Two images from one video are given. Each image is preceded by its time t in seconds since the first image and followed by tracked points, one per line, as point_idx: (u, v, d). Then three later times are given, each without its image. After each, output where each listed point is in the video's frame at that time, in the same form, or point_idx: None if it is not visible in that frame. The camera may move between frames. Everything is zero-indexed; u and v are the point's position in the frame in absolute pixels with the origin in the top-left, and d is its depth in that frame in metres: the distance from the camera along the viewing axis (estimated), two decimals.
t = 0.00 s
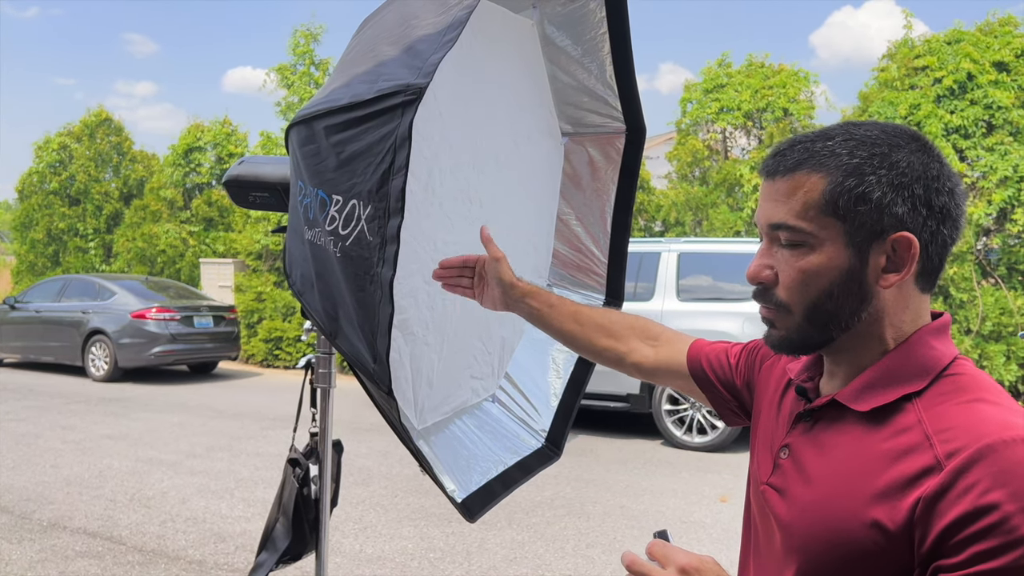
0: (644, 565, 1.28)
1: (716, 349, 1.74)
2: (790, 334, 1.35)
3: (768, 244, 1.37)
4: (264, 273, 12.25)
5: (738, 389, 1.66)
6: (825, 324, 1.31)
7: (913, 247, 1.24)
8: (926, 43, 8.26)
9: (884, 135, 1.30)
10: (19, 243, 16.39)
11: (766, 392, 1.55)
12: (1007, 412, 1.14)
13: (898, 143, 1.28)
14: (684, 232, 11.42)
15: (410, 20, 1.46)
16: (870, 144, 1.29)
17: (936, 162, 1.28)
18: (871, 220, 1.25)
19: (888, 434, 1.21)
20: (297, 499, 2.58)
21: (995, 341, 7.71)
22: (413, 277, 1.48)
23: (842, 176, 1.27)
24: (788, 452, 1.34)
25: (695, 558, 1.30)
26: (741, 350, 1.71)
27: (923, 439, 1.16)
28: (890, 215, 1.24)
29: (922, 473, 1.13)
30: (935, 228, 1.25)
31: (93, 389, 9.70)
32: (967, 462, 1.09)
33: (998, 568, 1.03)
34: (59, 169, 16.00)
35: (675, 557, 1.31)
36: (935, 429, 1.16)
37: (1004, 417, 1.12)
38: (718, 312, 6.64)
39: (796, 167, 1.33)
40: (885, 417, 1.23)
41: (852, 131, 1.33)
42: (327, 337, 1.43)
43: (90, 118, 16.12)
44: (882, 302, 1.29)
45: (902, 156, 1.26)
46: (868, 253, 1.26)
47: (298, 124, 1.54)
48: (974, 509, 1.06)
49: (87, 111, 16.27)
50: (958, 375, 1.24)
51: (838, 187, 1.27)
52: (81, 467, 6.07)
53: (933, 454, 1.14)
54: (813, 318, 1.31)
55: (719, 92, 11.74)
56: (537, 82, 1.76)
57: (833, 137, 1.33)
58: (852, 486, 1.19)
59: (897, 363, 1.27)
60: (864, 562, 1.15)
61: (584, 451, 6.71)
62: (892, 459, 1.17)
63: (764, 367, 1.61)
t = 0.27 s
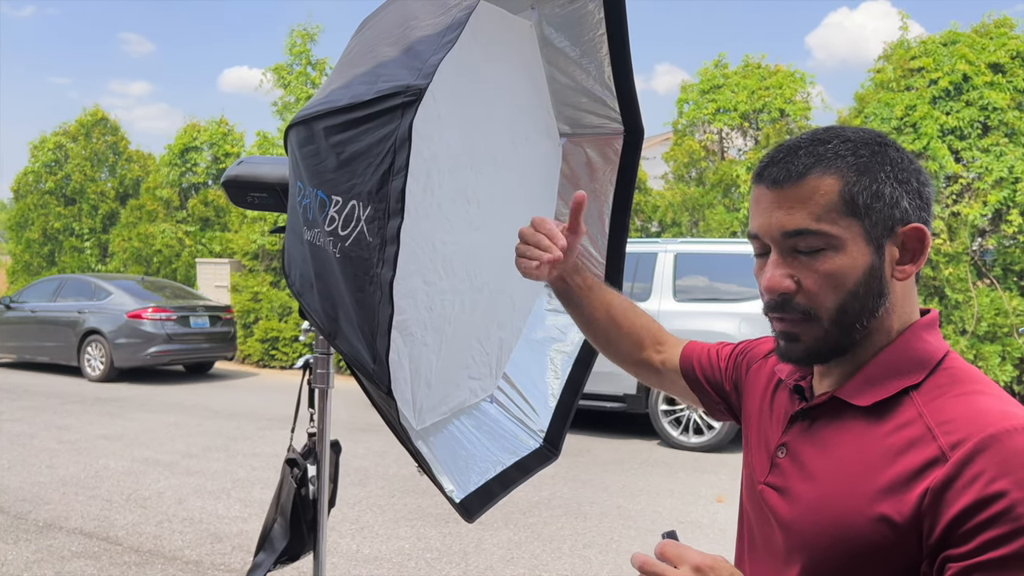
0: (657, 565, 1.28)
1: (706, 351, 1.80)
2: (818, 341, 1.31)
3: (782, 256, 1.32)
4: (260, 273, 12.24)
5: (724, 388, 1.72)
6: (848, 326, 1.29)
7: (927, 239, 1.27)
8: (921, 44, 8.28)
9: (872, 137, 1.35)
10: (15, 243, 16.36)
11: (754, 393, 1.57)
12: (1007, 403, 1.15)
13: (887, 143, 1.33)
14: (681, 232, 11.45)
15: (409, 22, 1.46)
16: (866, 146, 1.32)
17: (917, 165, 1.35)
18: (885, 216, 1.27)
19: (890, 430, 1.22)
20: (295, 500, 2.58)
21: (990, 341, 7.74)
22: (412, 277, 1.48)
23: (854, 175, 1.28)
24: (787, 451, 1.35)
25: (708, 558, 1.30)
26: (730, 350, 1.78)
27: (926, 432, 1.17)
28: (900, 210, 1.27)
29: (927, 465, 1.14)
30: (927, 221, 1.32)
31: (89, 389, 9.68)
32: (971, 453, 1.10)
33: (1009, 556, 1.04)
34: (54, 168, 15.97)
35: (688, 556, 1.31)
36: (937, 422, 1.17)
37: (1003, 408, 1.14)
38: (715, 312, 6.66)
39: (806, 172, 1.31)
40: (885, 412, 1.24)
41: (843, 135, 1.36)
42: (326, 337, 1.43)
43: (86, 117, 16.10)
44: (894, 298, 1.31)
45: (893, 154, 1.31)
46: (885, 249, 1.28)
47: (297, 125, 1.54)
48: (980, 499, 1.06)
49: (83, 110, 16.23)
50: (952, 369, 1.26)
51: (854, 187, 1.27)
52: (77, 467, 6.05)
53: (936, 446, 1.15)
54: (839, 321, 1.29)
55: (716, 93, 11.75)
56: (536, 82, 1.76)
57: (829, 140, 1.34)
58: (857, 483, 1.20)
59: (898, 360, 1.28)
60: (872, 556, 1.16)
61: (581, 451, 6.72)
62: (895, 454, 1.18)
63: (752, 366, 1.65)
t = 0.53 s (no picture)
0: None
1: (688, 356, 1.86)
2: (823, 332, 1.31)
3: (792, 242, 1.33)
4: (256, 273, 12.22)
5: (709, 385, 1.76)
6: (853, 318, 1.30)
7: (928, 239, 1.32)
8: (916, 45, 8.31)
9: (876, 139, 1.40)
10: (10, 242, 16.33)
11: (743, 393, 1.61)
12: (1010, 404, 1.17)
13: (891, 147, 1.39)
14: (677, 232, 11.47)
15: (406, 22, 1.46)
16: (873, 145, 1.36)
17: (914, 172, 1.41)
18: (892, 212, 1.31)
19: (896, 431, 1.23)
20: (292, 499, 2.58)
21: (985, 341, 7.77)
22: (409, 277, 1.48)
23: (866, 169, 1.31)
24: (787, 452, 1.35)
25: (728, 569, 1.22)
26: (710, 352, 1.84)
27: (933, 433, 1.18)
28: (905, 208, 1.32)
29: (937, 466, 1.15)
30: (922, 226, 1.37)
31: (84, 389, 9.66)
32: (981, 453, 1.11)
33: None
34: (49, 168, 15.94)
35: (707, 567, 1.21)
36: (945, 422, 1.18)
37: (1009, 409, 1.16)
38: (711, 313, 6.68)
39: (820, 162, 1.33)
40: (890, 414, 1.26)
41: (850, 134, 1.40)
42: (325, 337, 1.43)
43: (81, 116, 16.10)
44: (893, 296, 1.33)
45: (899, 157, 1.37)
46: (890, 245, 1.31)
47: (296, 125, 1.55)
48: (994, 497, 1.07)
49: (78, 110, 16.21)
50: (952, 369, 1.28)
51: (866, 179, 1.30)
52: (72, 467, 6.04)
53: (946, 447, 1.16)
54: (847, 312, 1.30)
55: (712, 93, 11.79)
56: (533, 83, 1.77)
57: (838, 137, 1.38)
58: (866, 484, 1.20)
59: (895, 359, 1.30)
60: (883, 558, 1.16)
61: (577, 451, 6.73)
62: (904, 456, 1.19)
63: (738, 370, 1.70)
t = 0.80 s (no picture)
0: None
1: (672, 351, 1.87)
2: (828, 331, 1.32)
3: (798, 240, 1.33)
4: (251, 273, 12.20)
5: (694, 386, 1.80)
6: (858, 316, 1.31)
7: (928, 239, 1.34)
8: (911, 46, 8.34)
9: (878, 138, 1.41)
10: (4, 242, 16.26)
11: (734, 392, 1.61)
12: (1010, 402, 1.19)
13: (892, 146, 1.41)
14: (672, 232, 11.49)
15: (404, 22, 1.47)
16: (877, 143, 1.38)
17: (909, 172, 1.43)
18: (895, 212, 1.33)
19: (897, 430, 1.24)
20: (289, 499, 2.58)
21: (979, 341, 7.79)
22: (405, 276, 1.48)
23: (874, 168, 1.33)
24: (785, 453, 1.36)
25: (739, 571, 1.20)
26: (695, 349, 1.85)
27: (935, 432, 1.19)
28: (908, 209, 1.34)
29: (940, 464, 1.16)
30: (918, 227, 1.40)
31: (79, 389, 9.63)
32: (984, 451, 1.12)
33: None
34: (44, 167, 15.90)
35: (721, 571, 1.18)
36: (946, 421, 1.19)
37: (1009, 407, 1.17)
38: (706, 312, 6.70)
39: (829, 159, 1.34)
40: (891, 413, 1.26)
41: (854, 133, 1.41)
42: (322, 337, 1.44)
43: (76, 116, 16.08)
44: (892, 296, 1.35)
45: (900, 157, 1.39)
46: (894, 244, 1.33)
47: (292, 125, 1.55)
48: (998, 495, 1.08)
49: (73, 109, 16.18)
50: (949, 369, 1.29)
51: (873, 179, 1.32)
52: (67, 467, 6.02)
53: (949, 445, 1.17)
54: (853, 310, 1.31)
55: (707, 93, 11.81)
56: (529, 83, 1.77)
57: (844, 134, 1.39)
58: (868, 483, 1.21)
59: (894, 356, 1.32)
60: (888, 556, 1.17)
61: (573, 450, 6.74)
62: (907, 455, 1.20)
63: (725, 368, 1.70)
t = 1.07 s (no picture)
0: None
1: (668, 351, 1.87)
2: (827, 330, 1.32)
3: (797, 238, 1.34)
4: (246, 273, 12.18)
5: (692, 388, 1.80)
6: (856, 316, 1.32)
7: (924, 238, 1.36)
8: (905, 46, 8.36)
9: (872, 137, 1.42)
10: None
11: (728, 393, 1.61)
12: (1004, 401, 1.19)
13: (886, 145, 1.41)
14: (667, 232, 11.50)
15: (398, 21, 1.46)
16: (872, 142, 1.38)
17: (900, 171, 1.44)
18: (892, 211, 1.34)
19: (892, 430, 1.24)
20: (283, 498, 2.57)
21: (973, 340, 7.82)
22: (401, 275, 1.48)
23: (870, 167, 1.33)
24: (779, 453, 1.37)
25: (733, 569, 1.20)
26: (689, 349, 1.85)
27: (930, 432, 1.20)
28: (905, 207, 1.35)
29: (936, 464, 1.16)
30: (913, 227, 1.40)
31: (73, 389, 9.60)
32: (979, 450, 1.12)
33: None
34: (38, 167, 15.85)
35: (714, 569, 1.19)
36: (942, 420, 1.19)
37: (1004, 406, 1.17)
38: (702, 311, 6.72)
39: (824, 157, 1.34)
40: (886, 413, 1.27)
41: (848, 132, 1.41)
42: (316, 336, 1.44)
43: (70, 115, 16.08)
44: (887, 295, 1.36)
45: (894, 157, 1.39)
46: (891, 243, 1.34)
47: (287, 123, 1.54)
48: (993, 494, 1.08)
49: (67, 108, 16.13)
50: (944, 368, 1.30)
51: (869, 177, 1.32)
52: (61, 467, 6.00)
53: (944, 445, 1.17)
54: (852, 309, 1.31)
55: (702, 93, 11.83)
56: (524, 82, 1.77)
57: (838, 133, 1.39)
58: (863, 483, 1.22)
59: (890, 356, 1.32)
60: (883, 555, 1.17)
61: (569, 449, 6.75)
62: (903, 454, 1.20)
63: (721, 368, 1.70)
